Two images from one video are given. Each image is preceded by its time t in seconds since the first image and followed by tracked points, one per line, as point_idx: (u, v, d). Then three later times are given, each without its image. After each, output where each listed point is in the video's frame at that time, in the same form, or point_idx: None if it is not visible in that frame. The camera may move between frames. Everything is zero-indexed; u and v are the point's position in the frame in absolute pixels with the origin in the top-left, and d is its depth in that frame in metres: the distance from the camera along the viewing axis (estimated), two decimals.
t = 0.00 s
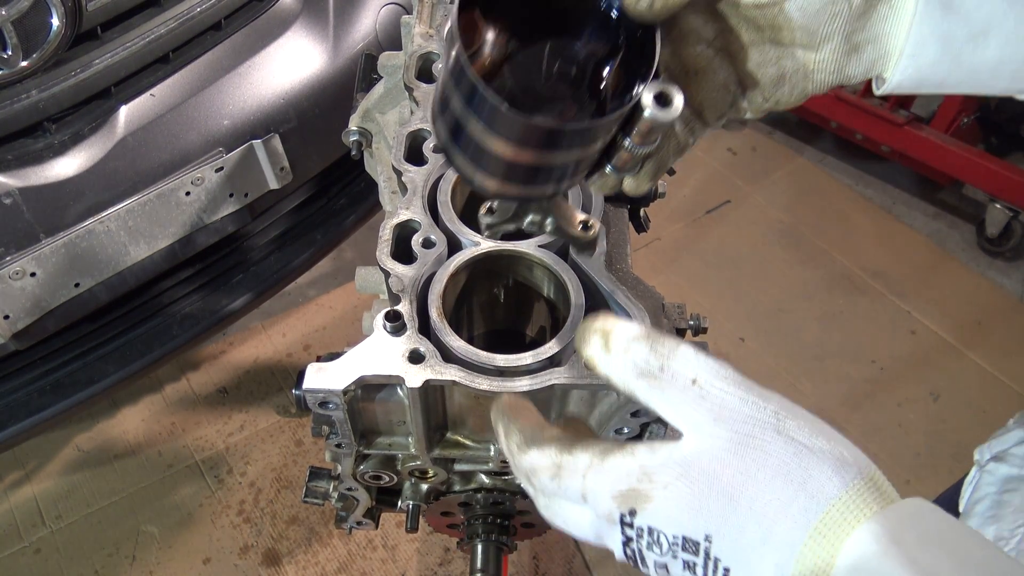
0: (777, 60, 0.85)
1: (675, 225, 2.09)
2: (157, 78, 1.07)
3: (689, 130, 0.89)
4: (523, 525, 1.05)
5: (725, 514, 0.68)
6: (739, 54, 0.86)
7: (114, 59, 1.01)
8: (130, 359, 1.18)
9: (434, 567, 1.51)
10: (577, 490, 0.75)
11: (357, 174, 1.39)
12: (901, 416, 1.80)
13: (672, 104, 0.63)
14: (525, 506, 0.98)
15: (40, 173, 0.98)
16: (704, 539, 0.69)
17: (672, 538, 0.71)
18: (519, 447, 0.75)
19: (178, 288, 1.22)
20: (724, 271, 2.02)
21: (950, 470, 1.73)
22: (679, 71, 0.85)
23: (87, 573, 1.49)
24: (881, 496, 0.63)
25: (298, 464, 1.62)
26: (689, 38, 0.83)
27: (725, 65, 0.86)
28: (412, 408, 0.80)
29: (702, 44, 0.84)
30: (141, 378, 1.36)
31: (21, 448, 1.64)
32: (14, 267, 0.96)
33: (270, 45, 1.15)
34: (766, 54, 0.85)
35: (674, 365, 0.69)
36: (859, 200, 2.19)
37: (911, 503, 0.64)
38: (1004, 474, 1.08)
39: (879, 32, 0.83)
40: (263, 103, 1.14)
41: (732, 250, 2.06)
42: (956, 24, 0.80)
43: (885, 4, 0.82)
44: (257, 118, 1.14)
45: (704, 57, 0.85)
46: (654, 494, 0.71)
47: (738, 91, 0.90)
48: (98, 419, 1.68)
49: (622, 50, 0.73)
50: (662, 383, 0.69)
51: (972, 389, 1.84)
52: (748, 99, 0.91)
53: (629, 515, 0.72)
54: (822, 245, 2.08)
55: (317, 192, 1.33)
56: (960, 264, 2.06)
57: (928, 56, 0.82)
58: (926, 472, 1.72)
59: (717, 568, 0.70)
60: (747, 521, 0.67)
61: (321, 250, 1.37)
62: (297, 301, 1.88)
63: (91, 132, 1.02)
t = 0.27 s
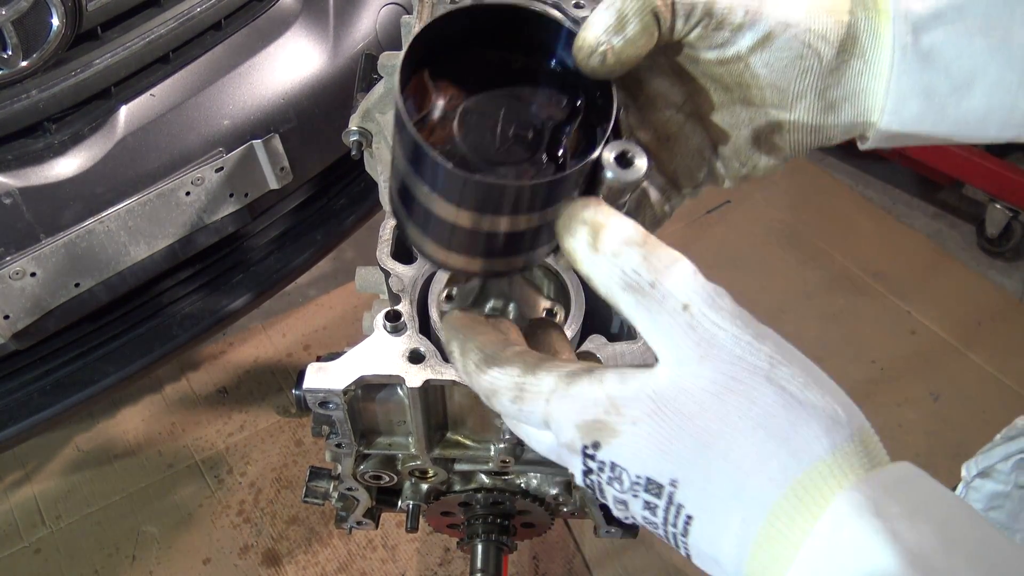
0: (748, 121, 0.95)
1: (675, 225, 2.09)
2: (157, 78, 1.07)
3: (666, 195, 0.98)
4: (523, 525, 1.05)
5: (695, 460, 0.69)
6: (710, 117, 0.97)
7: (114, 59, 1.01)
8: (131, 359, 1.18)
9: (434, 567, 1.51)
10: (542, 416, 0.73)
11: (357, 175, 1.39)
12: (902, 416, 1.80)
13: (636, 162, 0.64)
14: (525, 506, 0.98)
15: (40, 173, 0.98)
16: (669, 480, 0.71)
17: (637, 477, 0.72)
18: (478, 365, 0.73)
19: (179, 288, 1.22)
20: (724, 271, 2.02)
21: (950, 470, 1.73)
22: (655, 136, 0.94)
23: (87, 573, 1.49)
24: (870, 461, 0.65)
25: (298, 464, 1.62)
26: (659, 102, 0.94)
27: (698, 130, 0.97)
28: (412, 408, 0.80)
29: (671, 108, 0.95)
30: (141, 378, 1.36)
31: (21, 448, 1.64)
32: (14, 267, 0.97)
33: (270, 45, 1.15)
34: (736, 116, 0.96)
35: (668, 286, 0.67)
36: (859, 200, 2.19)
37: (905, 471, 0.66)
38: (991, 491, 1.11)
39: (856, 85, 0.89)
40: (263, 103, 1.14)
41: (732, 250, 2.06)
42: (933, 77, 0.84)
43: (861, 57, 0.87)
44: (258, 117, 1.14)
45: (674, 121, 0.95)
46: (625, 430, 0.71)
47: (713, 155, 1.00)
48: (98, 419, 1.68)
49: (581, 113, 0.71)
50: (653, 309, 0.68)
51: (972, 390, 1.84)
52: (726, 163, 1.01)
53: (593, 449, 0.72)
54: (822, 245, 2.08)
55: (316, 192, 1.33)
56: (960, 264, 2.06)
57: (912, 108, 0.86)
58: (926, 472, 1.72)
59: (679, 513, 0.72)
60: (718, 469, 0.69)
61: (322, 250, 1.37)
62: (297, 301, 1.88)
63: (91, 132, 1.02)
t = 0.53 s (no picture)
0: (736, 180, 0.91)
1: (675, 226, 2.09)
2: (157, 78, 1.07)
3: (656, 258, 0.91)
4: (524, 525, 1.05)
5: (632, 503, 0.69)
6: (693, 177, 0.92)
7: (114, 59, 1.02)
8: (130, 359, 1.18)
9: (435, 567, 1.51)
10: (493, 460, 0.75)
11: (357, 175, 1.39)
12: (901, 416, 1.80)
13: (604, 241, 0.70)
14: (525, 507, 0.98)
15: (40, 173, 0.99)
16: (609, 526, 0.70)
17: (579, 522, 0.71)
18: (448, 414, 0.74)
19: (179, 288, 1.22)
20: (724, 272, 2.02)
21: (950, 470, 1.73)
22: (637, 198, 0.92)
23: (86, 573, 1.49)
24: (807, 504, 0.64)
25: (298, 464, 1.62)
26: (642, 164, 0.90)
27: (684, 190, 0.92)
28: (412, 409, 0.80)
29: (656, 169, 0.91)
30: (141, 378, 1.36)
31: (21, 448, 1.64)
32: (14, 267, 0.96)
33: (270, 45, 1.15)
34: (725, 176, 0.91)
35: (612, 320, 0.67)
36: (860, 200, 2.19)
37: (852, 509, 0.64)
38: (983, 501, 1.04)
39: (846, 144, 0.82)
40: (264, 102, 1.14)
41: (732, 250, 2.06)
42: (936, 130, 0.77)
43: (851, 115, 0.81)
44: (258, 117, 1.14)
45: (659, 182, 0.91)
46: (565, 473, 0.71)
47: (703, 215, 0.95)
48: (98, 420, 1.68)
49: (554, 187, 0.74)
50: (596, 342, 0.68)
51: (972, 390, 1.84)
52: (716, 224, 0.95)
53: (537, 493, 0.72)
54: (822, 245, 2.08)
55: (317, 192, 1.33)
56: (960, 264, 2.06)
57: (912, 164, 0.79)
58: (927, 472, 1.72)
59: (622, 559, 0.71)
60: (653, 514, 0.68)
61: (322, 250, 1.37)
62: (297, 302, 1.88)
63: (91, 132, 1.02)
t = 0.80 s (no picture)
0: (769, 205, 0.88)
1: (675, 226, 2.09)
2: (157, 78, 1.07)
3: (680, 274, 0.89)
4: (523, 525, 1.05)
5: (584, 511, 0.69)
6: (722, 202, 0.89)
7: (114, 59, 1.02)
8: (130, 359, 1.18)
9: (435, 567, 1.51)
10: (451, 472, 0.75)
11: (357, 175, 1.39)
12: (901, 416, 1.80)
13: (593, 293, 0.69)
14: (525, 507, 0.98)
15: (40, 173, 0.99)
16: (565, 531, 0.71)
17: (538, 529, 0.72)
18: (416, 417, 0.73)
19: (178, 288, 1.22)
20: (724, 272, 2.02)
21: (950, 470, 1.73)
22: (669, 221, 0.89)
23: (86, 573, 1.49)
24: (752, 486, 0.63)
25: (298, 464, 1.62)
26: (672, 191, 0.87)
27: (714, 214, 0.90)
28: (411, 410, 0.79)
29: (685, 196, 0.88)
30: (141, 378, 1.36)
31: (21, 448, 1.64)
32: (14, 267, 0.96)
33: (270, 46, 1.15)
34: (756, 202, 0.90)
35: (544, 334, 0.66)
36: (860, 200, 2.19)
37: (809, 489, 0.64)
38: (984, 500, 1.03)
39: (881, 170, 0.77)
40: (264, 102, 1.14)
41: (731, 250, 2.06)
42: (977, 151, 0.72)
43: (885, 142, 0.76)
44: (257, 117, 1.14)
45: (689, 209, 0.88)
46: (518, 484, 0.71)
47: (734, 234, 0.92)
48: (98, 420, 1.68)
49: (555, 226, 0.71)
50: (534, 357, 0.67)
51: (972, 390, 1.84)
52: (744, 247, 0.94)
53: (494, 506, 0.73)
54: (822, 245, 2.08)
55: (317, 192, 1.33)
56: (960, 264, 2.06)
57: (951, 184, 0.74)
58: (927, 472, 1.72)
59: (582, 554, 0.73)
60: (604, 517, 0.69)
61: (322, 250, 1.37)
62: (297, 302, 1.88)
63: (91, 132, 1.02)
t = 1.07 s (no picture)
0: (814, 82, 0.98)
1: (675, 226, 2.09)
2: (158, 78, 1.07)
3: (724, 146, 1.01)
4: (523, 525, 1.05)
5: (529, 515, 0.70)
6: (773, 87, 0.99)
7: (114, 59, 1.01)
8: (130, 359, 1.18)
9: (435, 567, 1.51)
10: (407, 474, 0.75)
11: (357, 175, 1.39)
12: (901, 416, 1.80)
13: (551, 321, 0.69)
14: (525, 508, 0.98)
15: (40, 173, 0.99)
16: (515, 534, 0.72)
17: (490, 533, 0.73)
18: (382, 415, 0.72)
19: (178, 288, 1.22)
20: (724, 272, 2.02)
21: (949, 470, 1.73)
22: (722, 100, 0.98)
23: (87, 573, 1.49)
24: (688, 492, 0.63)
25: (298, 464, 1.62)
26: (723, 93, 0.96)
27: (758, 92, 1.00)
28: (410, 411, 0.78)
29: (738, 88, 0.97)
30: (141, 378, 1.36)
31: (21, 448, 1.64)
32: (14, 267, 0.96)
33: (270, 46, 1.15)
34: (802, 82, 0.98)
35: (482, 342, 0.64)
36: (860, 200, 2.19)
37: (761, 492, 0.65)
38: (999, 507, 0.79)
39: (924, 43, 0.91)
40: (264, 103, 1.14)
41: (731, 251, 2.06)
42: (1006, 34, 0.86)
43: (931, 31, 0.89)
44: (257, 117, 1.14)
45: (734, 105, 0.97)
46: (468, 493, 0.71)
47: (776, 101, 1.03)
48: (98, 420, 1.68)
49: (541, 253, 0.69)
50: (473, 366, 0.65)
51: (972, 390, 1.84)
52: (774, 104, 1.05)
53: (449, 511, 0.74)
54: (822, 245, 2.08)
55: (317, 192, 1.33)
56: (960, 264, 2.06)
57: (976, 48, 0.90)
58: (926, 473, 1.72)
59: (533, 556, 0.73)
60: (550, 521, 0.69)
61: (322, 250, 1.37)
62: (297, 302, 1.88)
63: (91, 132, 1.02)
